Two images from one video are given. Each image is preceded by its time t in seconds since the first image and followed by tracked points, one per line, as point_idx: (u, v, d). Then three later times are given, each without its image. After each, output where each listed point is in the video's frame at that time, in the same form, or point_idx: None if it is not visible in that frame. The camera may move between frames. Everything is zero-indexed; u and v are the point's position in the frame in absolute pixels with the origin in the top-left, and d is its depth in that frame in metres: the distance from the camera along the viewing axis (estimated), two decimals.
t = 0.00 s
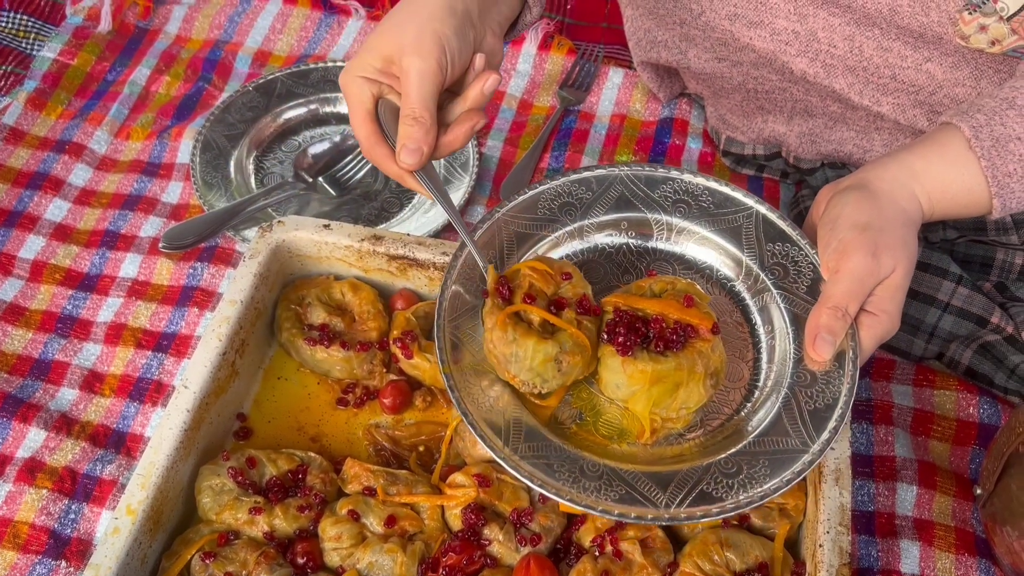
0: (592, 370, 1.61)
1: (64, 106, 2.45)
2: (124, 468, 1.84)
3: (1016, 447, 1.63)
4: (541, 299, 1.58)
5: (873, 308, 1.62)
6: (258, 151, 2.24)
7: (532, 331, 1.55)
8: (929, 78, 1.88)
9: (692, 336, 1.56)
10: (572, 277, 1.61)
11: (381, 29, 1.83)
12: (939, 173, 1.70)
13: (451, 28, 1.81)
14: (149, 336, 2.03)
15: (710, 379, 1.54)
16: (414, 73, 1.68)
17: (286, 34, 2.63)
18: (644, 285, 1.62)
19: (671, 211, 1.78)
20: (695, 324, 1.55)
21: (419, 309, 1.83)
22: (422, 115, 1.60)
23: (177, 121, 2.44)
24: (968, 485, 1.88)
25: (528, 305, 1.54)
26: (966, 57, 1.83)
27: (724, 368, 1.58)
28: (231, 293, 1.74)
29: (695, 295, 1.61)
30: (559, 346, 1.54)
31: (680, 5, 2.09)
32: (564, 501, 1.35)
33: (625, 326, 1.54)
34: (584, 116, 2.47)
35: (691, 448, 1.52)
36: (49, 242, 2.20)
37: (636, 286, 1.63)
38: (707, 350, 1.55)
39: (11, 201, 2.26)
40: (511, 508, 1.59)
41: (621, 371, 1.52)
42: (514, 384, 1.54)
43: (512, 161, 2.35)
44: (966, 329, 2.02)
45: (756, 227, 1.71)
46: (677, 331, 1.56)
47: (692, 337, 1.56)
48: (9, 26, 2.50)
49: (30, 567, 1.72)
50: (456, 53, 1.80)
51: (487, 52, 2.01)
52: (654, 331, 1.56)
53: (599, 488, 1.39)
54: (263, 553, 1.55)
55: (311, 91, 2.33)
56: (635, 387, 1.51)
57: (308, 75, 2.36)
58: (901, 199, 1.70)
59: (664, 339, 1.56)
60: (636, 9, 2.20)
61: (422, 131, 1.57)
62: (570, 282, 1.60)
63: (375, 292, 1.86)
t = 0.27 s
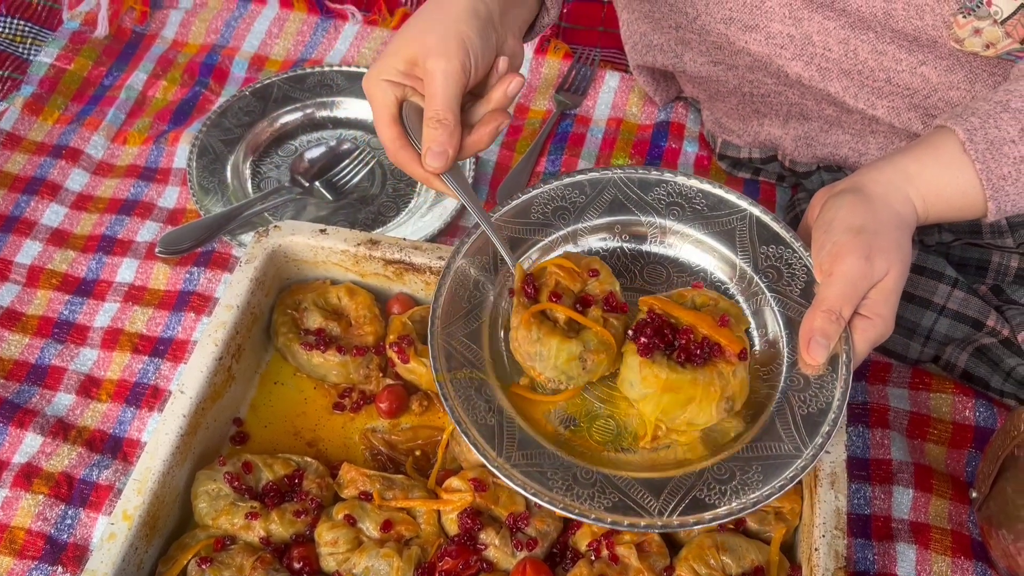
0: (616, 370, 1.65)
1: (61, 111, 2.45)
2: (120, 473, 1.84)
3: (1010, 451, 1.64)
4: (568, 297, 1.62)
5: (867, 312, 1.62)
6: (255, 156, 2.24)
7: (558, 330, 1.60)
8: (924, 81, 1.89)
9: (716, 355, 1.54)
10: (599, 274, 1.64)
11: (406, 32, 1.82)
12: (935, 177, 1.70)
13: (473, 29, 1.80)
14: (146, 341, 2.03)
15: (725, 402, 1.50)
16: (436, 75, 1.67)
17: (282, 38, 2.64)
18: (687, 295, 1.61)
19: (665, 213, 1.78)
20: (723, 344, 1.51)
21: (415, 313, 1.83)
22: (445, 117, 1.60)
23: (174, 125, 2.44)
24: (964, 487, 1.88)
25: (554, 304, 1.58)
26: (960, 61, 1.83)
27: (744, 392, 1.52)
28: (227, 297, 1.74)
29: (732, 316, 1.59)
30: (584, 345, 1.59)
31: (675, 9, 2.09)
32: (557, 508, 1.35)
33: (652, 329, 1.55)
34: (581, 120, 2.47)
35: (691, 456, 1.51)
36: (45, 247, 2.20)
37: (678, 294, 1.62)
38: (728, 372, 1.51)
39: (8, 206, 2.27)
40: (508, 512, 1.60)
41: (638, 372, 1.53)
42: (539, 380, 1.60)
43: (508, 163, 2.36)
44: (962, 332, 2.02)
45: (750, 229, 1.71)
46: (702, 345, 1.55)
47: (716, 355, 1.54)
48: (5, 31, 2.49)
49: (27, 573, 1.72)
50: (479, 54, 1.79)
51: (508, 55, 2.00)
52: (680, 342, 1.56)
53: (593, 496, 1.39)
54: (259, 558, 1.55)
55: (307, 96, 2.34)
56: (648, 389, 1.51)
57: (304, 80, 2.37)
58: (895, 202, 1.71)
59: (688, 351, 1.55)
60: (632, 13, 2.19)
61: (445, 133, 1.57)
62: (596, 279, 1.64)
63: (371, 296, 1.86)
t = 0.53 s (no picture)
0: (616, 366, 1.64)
1: (60, 116, 2.45)
2: (119, 478, 1.84)
3: (1009, 454, 1.64)
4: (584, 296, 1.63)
5: (866, 316, 1.61)
6: (253, 160, 2.24)
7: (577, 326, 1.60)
8: (922, 85, 1.89)
9: (718, 354, 1.53)
10: (613, 275, 1.65)
11: None
12: (933, 181, 1.70)
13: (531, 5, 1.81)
14: (145, 346, 2.03)
15: (724, 402, 1.49)
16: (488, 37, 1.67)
17: (281, 43, 2.64)
18: (690, 294, 1.60)
19: (668, 210, 1.78)
20: (725, 345, 1.50)
21: (413, 317, 1.83)
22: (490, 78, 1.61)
23: (172, 130, 2.44)
24: (964, 491, 1.88)
25: (575, 299, 1.59)
26: (957, 65, 1.84)
27: (744, 394, 1.51)
28: (225, 303, 1.74)
29: (736, 315, 1.59)
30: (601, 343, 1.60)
31: (673, 13, 2.10)
32: (549, 499, 1.36)
33: (654, 325, 1.55)
34: (579, 124, 2.47)
35: (687, 452, 1.51)
36: (44, 252, 2.20)
37: (682, 294, 1.61)
38: (728, 372, 1.50)
39: (7, 211, 2.27)
40: (507, 517, 1.60)
41: (638, 368, 1.53)
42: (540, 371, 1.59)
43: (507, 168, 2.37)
44: (960, 335, 2.02)
45: (751, 230, 1.71)
46: (704, 345, 1.55)
47: (718, 355, 1.54)
48: (5, 36, 2.54)
49: None
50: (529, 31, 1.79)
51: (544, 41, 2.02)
52: (681, 340, 1.57)
53: (586, 488, 1.39)
54: (259, 564, 1.55)
55: (306, 101, 2.35)
56: (648, 386, 1.51)
57: (303, 84, 2.38)
58: (893, 207, 1.71)
59: (689, 349, 1.55)
60: (629, 17, 2.19)
61: (486, 96, 1.58)
62: (609, 279, 1.65)
63: (370, 300, 1.86)
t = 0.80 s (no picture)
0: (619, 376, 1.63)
1: (56, 123, 2.45)
2: (115, 485, 1.84)
3: (1004, 460, 1.65)
4: (559, 308, 1.60)
5: (869, 320, 1.63)
6: (250, 166, 2.24)
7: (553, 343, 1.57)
8: (916, 90, 1.89)
9: (722, 361, 1.51)
10: (587, 283, 1.63)
11: None
12: (930, 185, 1.71)
13: None
14: (141, 352, 2.03)
15: (729, 410, 1.49)
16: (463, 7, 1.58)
17: (277, 48, 2.65)
18: (693, 300, 1.58)
19: (666, 216, 1.79)
20: (729, 352, 1.49)
21: (409, 323, 1.83)
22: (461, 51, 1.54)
23: (168, 135, 2.44)
24: (959, 495, 1.88)
25: (546, 317, 1.55)
26: (952, 70, 1.84)
27: (748, 402, 1.51)
28: (221, 309, 1.74)
29: (740, 323, 1.56)
30: (580, 356, 1.56)
31: (668, 19, 2.10)
32: (558, 513, 1.35)
33: (657, 333, 1.52)
34: (575, 129, 2.48)
35: (692, 462, 1.51)
36: (40, 259, 2.21)
37: (685, 300, 1.59)
38: (733, 380, 1.49)
39: (3, 217, 2.27)
40: (502, 523, 1.60)
41: (642, 377, 1.51)
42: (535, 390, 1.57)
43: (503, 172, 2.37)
44: (955, 339, 2.03)
45: (750, 234, 1.72)
46: (708, 352, 1.52)
47: (722, 362, 1.51)
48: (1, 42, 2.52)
49: None
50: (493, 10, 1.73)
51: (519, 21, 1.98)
52: (685, 348, 1.54)
53: (593, 500, 1.39)
54: (254, 571, 1.55)
55: (302, 106, 2.35)
56: (652, 395, 1.49)
57: (299, 89, 2.39)
58: (892, 210, 1.72)
59: (694, 357, 1.53)
60: (625, 22, 2.19)
61: (454, 67, 1.52)
62: (585, 288, 1.63)
63: (365, 307, 1.86)
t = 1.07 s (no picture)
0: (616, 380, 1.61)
1: (52, 126, 2.45)
2: (111, 489, 1.83)
3: (1001, 461, 1.65)
4: (563, 311, 1.59)
5: (863, 320, 1.62)
6: (246, 169, 2.24)
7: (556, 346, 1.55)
8: (913, 92, 1.89)
9: (717, 364, 1.49)
10: (591, 285, 1.61)
11: None
12: (924, 185, 1.70)
13: None
14: (137, 355, 2.03)
15: (725, 412, 1.47)
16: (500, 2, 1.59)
17: (274, 51, 2.64)
18: (687, 303, 1.57)
19: (661, 218, 1.79)
20: (724, 354, 1.48)
21: (406, 325, 1.83)
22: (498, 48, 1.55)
23: (165, 138, 2.44)
24: (957, 497, 1.88)
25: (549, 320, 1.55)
26: (948, 71, 1.84)
27: (744, 402, 1.49)
28: (218, 312, 1.74)
29: (734, 326, 1.55)
30: (582, 360, 1.54)
31: (664, 21, 2.10)
32: (551, 514, 1.36)
33: (652, 336, 1.49)
34: (572, 131, 2.48)
35: (687, 462, 1.50)
36: (37, 262, 2.20)
37: (679, 302, 1.58)
38: (728, 382, 1.47)
39: None
40: (499, 526, 1.59)
41: (638, 380, 1.48)
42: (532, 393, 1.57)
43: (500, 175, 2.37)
44: (952, 341, 2.02)
45: (745, 235, 1.72)
46: (703, 355, 1.50)
47: (717, 365, 1.50)
48: None
49: None
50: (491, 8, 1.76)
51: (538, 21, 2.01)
52: (680, 350, 1.51)
53: (587, 502, 1.39)
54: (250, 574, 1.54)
55: (299, 108, 2.35)
56: (648, 398, 1.46)
57: (296, 92, 2.39)
58: (886, 210, 1.71)
59: (689, 359, 1.51)
60: (622, 24, 2.19)
61: (494, 66, 1.53)
62: (589, 290, 1.61)
63: (361, 309, 1.85)
